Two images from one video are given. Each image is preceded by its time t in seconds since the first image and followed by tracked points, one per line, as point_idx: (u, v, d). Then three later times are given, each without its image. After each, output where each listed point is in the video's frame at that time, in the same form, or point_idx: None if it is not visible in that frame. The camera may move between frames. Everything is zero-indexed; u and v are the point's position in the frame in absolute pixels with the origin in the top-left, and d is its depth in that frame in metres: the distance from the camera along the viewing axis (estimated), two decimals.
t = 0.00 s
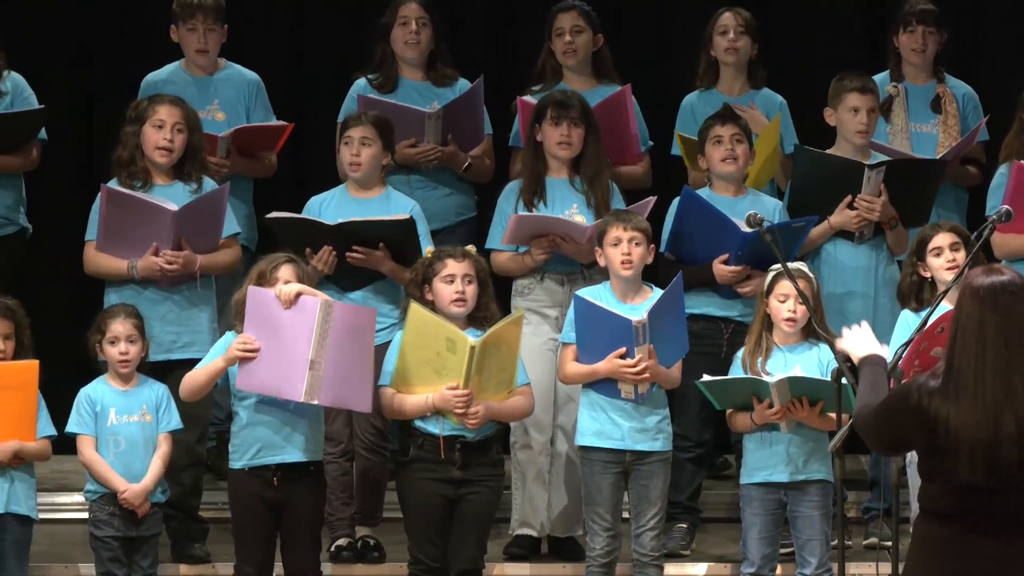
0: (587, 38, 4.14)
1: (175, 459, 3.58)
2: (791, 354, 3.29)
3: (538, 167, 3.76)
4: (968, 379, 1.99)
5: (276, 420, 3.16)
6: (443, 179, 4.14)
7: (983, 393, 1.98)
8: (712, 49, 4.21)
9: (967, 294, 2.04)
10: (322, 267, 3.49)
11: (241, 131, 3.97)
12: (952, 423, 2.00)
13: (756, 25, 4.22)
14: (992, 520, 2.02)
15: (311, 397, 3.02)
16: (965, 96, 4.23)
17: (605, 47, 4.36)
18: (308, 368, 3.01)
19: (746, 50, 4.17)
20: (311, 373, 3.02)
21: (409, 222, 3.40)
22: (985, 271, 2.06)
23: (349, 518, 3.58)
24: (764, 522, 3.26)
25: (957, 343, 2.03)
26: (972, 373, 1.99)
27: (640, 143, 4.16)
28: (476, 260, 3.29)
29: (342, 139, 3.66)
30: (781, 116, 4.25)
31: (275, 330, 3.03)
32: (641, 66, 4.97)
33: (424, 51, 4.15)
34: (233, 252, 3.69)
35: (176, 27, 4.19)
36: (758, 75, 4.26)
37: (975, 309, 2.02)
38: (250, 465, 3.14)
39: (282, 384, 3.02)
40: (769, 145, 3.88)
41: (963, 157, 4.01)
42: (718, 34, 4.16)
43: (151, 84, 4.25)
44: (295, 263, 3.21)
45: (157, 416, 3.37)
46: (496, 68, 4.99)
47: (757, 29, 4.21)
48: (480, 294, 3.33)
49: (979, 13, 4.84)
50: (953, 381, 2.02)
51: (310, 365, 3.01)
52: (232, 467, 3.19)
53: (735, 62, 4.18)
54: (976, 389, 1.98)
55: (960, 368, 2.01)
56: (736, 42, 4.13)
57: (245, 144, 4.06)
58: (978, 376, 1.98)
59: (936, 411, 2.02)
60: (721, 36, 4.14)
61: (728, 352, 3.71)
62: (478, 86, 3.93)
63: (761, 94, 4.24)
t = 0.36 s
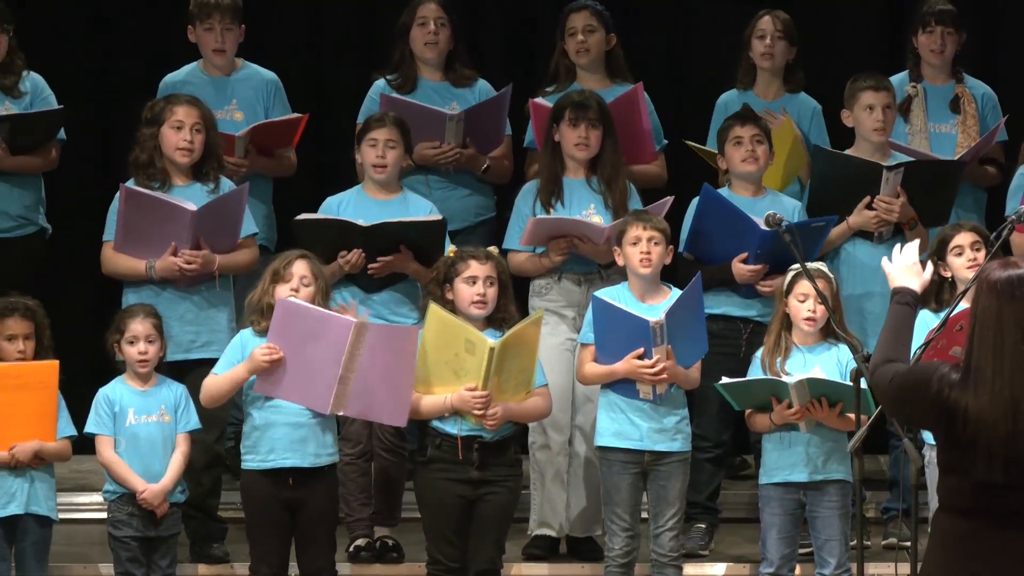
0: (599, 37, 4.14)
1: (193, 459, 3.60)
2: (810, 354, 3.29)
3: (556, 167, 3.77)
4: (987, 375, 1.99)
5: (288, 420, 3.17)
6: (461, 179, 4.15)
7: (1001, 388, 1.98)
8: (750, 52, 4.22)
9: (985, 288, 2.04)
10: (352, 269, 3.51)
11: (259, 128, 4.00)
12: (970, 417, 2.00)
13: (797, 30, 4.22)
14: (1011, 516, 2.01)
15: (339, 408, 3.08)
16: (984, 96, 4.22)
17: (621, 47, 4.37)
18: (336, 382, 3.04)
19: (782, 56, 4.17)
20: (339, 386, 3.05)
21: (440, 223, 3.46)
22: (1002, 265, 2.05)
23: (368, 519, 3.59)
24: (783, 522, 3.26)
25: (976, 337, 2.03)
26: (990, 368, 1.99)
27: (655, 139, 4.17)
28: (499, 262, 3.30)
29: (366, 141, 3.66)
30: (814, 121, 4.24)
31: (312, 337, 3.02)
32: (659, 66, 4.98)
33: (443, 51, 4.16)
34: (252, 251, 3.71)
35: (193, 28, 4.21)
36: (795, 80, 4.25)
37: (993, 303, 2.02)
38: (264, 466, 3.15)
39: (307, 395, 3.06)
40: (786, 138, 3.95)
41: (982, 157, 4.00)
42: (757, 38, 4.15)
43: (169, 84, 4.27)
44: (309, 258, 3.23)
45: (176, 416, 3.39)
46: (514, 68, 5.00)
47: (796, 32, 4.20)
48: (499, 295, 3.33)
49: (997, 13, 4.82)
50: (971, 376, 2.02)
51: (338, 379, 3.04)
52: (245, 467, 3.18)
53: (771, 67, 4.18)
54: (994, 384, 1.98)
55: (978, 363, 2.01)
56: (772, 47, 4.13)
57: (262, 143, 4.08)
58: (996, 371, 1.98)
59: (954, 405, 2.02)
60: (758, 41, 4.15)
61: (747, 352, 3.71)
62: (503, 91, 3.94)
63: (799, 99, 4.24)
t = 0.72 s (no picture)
0: (618, 36, 4.15)
1: (213, 459, 3.63)
2: (831, 354, 3.29)
3: (575, 166, 3.78)
4: (1007, 376, 2.00)
5: (311, 420, 3.18)
6: (480, 179, 4.17)
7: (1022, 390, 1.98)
8: (784, 55, 4.23)
9: (1006, 289, 2.03)
10: (384, 274, 3.54)
11: (278, 130, 4.02)
12: (990, 419, 2.01)
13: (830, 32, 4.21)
14: None
15: (364, 413, 3.08)
16: (1004, 96, 4.21)
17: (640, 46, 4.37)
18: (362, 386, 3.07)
19: (816, 60, 4.17)
20: (366, 390, 3.07)
21: (468, 222, 3.50)
22: None
23: (388, 519, 3.60)
24: (803, 522, 3.27)
25: (997, 339, 2.02)
26: (1010, 370, 2.00)
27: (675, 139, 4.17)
28: (519, 263, 3.31)
29: (390, 142, 3.68)
30: (843, 127, 4.23)
31: (341, 337, 3.05)
32: (678, 66, 4.99)
33: (463, 51, 4.18)
34: (270, 252, 3.73)
35: (212, 28, 4.24)
36: (828, 82, 4.25)
37: (1014, 304, 2.02)
38: (289, 466, 3.16)
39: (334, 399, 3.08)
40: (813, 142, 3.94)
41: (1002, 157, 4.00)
42: (789, 42, 4.17)
43: (189, 85, 4.30)
44: (337, 263, 3.24)
45: (196, 416, 3.42)
46: (533, 68, 5.01)
47: (830, 34, 4.19)
48: (519, 296, 3.35)
49: (1018, 13, 4.81)
50: (991, 378, 2.02)
51: (366, 382, 3.06)
52: (266, 467, 3.19)
53: (804, 73, 4.19)
54: (1015, 386, 1.99)
55: (1000, 364, 2.01)
56: (805, 53, 4.14)
57: (281, 144, 4.10)
58: (1016, 373, 1.99)
59: (974, 407, 2.02)
60: (791, 45, 4.16)
61: (767, 352, 3.71)
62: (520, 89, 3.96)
63: (830, 103, 4.24)
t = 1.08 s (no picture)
0: (641, 37, 4.15)
1: (234, 459, 3.65)
2: (852, 354, 3.29)
3: (596, 167, 3.79)
4: None
5: (336, 420, 3.20)
6: (502, 179, 4.18)
7: None
8: (811, 55, 4.23)
9: None
10: (410, 276, 3.56)
11: (299, 130, 4.04)
12: (1012, 416, 1.93)
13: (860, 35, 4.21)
14: None
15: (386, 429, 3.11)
16: None
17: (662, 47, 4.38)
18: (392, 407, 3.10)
19: (845, 61, 4.18)
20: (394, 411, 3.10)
21: (492, 217, 3.55)
22: None
23: (409, 519, 3.62)
24: (824, 522, 3.26)
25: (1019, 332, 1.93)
26: None
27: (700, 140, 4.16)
28: (538, 263, 3.32)
29: (412, 144, 3.70)
30: (862, 131, 4.22)
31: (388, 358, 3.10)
32: (700, 67, 4.99)
33: (484, 51, 4.19)
34: (286, 252, 3.75)
35: (234, 28, 4.27)
36: (855, 86, 4.26)
37: None
38: (314, 465, 3.19)
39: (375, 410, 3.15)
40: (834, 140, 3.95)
41: None
42: (818, 42, 4.16)
43: (212, 85, 4.33)
44: (363, 264, 3.23)
45: (217, 416, 3.45)
46: (555, 69, 5.02)
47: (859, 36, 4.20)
48: (539, 296, 3.36)
49: None
50: (1014, 375, 1.94)
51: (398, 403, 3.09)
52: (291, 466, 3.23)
53: (832, 73, 4.19)
54: None
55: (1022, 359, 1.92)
56: (835, 54, 4.14)
57: (302, 144, 4.12)
58: None
59: (997, 405, 1.95)
60: (821, 45, 4.16)
61: (788, 352, 3.72)
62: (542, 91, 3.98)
63: (854, 107, 4.24)
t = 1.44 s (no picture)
0: (663, 38, 4.16)
1: (254, 459, 3.67)
2: (871, 355, 3.29)
3: (616, 167, 3.80)
4: None
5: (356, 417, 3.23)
6: (521, 179, 4.19)
7: None
8: (818, 55, 4.22)
9: None
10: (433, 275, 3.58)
11: (319, 130, 4.05)
12: None
13: (867, 32, 4.20)
14: None
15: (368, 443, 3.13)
16: None
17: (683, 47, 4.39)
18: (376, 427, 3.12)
19: (852, 60, 4.17)
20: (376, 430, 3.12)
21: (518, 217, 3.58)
22: None
23: (429, 519, 3.63)
24: (843, 522, 3.27)
25: None
26: None
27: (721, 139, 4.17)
28: (556, 263, 3.33)
29: (432, 144, 3.72)
30: (875, 127, 4.23)
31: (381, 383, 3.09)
32: (719, 67, 4.99)
33: (503, 51, 4.20)
34: (305, 253, 3.77)
35: (254, 28, 4.29)
36: (864, 83, 4.25)
37: None
38: (336, 463, 3.20)
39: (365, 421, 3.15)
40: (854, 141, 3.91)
41: None
42: (825, 42, 4.15)
43: (232, 85, 4.36)
44: (381, 266, 3.24)
45: (236, 416, 3.47)
46: (574, 69, 5.04)
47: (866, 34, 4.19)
48: (558, 296, 3.37)
49: None
50: None
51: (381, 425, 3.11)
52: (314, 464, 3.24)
53: (840, 72, 4.19)
54: None
55: None
56: (841, 52, 4.13)
57: (321, 144, 4.14)
58: None
59: (1016, 409, 2.13)
60: (828, 45, 4.14)
61: (807, 352, 3.72)
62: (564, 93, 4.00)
63: (864, 104, 4.24)
